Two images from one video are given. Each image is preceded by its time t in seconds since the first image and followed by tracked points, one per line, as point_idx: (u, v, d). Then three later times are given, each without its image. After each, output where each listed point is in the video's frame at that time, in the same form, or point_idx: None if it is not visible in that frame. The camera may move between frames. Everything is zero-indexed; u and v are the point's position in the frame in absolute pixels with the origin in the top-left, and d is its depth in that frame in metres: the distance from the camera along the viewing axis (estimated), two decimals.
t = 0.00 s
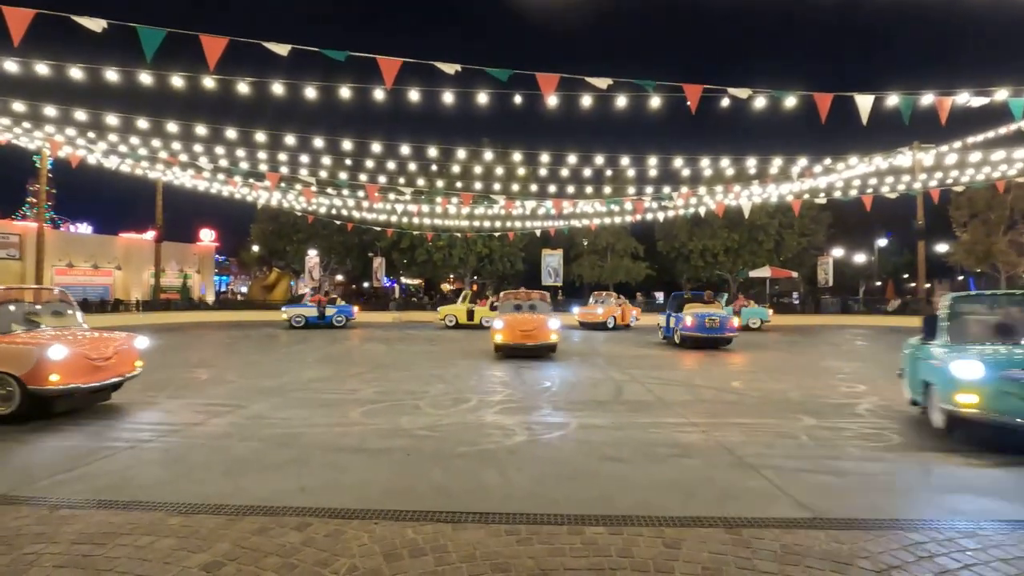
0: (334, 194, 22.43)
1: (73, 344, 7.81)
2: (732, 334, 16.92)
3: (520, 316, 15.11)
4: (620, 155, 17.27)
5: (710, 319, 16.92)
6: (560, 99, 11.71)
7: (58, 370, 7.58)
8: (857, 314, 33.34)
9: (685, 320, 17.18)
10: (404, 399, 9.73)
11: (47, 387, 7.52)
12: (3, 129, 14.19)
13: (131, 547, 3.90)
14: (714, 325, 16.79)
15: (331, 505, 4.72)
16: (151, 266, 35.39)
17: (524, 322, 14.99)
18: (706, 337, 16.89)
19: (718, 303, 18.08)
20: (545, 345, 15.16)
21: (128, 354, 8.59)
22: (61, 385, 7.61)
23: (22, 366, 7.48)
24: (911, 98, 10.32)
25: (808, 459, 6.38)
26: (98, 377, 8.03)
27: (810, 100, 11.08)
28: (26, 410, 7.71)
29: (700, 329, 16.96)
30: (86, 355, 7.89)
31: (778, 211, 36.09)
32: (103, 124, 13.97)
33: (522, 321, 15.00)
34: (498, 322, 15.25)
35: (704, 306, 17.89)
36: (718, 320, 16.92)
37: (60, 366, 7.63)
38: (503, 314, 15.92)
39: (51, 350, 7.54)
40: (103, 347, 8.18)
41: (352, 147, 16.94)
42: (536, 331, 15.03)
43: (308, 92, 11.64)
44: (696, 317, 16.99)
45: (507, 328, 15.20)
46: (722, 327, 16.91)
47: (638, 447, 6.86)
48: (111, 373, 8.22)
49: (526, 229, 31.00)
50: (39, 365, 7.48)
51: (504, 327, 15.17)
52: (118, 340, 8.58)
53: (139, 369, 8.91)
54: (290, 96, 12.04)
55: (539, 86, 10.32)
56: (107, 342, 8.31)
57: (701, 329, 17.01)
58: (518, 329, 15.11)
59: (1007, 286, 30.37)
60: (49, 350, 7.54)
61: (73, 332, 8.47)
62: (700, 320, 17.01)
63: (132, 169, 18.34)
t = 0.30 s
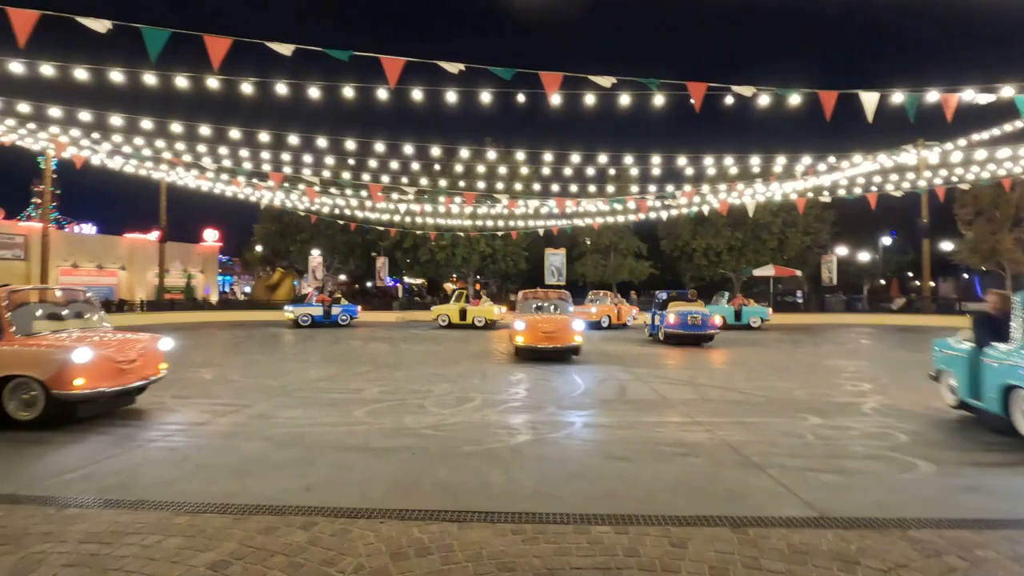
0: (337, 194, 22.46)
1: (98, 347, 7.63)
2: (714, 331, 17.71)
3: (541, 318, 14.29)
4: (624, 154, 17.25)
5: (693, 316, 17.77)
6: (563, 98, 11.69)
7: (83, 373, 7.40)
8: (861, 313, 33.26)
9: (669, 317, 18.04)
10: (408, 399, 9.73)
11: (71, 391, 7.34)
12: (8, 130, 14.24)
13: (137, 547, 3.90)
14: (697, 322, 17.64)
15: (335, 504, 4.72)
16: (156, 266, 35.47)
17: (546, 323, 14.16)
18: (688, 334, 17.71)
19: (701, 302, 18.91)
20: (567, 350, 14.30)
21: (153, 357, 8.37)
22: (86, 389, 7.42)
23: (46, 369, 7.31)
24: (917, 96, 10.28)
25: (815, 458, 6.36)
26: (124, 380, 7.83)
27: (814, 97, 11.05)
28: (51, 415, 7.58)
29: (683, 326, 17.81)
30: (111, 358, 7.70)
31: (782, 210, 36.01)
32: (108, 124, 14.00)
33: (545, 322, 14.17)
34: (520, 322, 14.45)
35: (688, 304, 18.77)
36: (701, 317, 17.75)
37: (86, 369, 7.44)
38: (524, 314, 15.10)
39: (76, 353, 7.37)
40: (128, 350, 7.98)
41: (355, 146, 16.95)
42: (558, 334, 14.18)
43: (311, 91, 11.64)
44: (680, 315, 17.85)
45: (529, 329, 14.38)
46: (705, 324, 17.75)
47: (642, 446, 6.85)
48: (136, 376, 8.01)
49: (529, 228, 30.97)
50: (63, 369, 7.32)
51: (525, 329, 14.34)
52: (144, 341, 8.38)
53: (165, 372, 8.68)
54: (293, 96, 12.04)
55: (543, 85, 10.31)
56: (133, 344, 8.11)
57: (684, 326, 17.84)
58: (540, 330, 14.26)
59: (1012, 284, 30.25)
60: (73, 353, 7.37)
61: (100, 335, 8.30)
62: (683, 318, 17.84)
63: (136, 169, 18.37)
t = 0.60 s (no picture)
0: (340, 195, 22.49)
1: (141, 348, 7.58)
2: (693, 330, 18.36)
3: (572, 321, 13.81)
4: (626, 154, 17.24)
5: (671, 316, 18.43)
6: (566, 98, 11.68)
7: (129, 376, 7.35)
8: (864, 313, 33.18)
9: (648, 318, 18.65)
10: (411, 399, 9.74)
11: (117, 393, 7.29)
12: (12, 131, 14.29)
13: (142, 546, 3.91)
14: (675, 322, 18.26)
15: (339, 504, 4.72)
16: (159, 266, 35.54)
17: (576, 326, 13.74)
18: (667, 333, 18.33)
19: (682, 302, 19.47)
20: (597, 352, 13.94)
21: (192, 357, 8.32)
22: (131, 391, 7.38)
23: (92, 371, 7.25)
24: (921, 96, 10.26)
25: (819, 458, 6.34)
26: (167, 381, 7.79)
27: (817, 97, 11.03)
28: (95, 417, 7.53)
29: (662, 326, 18.45)
30: (154, 359, 7.67)
31: (785, 210, 35.93)
32: (112, 125, 14.03)
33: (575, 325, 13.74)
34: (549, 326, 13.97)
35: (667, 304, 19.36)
36: (679, 317, 18.37)
37: (131, 371, 7.40)
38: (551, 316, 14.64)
39: (121, 355, 7.32)
40: (169, 350, 7.94)
41: (358, 147, 16.96)
42: (589, 337, 13.77)
43: (314, 92, 11.66)
44: (658, 315, 18.47)
45: (558, 333, 13.89)
46: (683, 323, 18.37)
47: (645, 446, 6.84)
48: (177, 377, 7.97)
49: (531, 228, 30.94)
50: (109, 371, 7.27)
51: (555, 331, 13.89)
52: (181, 342, 8.32)
53: (202, 373, 8.63)
54: (297, 97, 12.06)
55: (546, 85, 10.31)
56: (174, 345, 8.07)
57: (663, 325, 18.46)
58: (570, 334, 13.78)
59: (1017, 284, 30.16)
60: (119, 355, 7.31)
61: (139, 336, 8.25)
62: (662, 318, 18.49)
63: (140, 171, 18.43)
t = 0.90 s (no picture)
0: (343, 195, 22.51)
1: (197, 348, 7.49)
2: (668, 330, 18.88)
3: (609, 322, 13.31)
4: (628, 155, 17.23)
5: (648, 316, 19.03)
6: (568, 99, 11.67)
7: (188, 377, 7.25)
8: (867, 313, 33.14)
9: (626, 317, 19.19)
10: (414, 399, 9.74)
11: (177, 395, 7.20)
12: (16, 133, 14.35)
13: (146, 546, 3.91)
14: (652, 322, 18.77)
15: (341, 505, 4.72)
16: (163, 267, 35.62)
17: (612, 329, 13.23)
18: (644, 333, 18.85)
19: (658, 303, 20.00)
20: (634, 355, 13.41)
21: (241, 358, 8.22)
22: (190, 392, 7.28)
23: (153, 373, 7.16)
24: (925, 95, 10.23)
25: (821, 459, 6.34)
26: (221, 382, 7.70)
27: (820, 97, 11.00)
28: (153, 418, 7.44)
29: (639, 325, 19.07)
30: (210, 359, 7.57)
31: (788, 210, 35.87)
32: (115, 126, 14.07)
33: (612, 327, 13.23)
34: (585, 328, 13.48)
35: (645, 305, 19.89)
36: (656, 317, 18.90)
37: (190, 373, 7.30)
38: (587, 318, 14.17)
39: (181, 356, 7.21)
40: (221, 351, 7.83)
41: (360, 148, 16.98)
42: (625, 339, 13.24)
43: (317, 93, 11.67)
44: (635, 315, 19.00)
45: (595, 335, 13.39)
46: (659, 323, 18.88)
47: (648, 447, 6.84)
48: (229, 378, 7.88)
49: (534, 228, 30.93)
50: (169, 372, 7.17)
51: (592, 334, 13.39)
52: (230, 343, 8.22)
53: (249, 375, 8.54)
54: (299, 97, 12.07)
55: (548, 86, 10.30)
56: (225, 346, 7.97)
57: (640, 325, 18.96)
58: (607, 336, 13.27)
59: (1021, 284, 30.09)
60: (178, 356, 7.21)
61: (188, 337, 8.12)
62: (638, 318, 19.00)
63: (144, 172, 18.49)
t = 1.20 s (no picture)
0: (346, 197, 22.56)
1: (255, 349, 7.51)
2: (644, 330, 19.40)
3: (653, 324, 13.09)
4: (632, 155, 17.23)
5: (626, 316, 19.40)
6: (572, 100, 11.67)
7: (246, 378, 7.28)
8: (871, 314, 33.03)
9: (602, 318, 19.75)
10: (417, 400, 9.77)
11: (237, 396, 7.23)
12: (22, 136, 14.43)
13: (152, 546, 3.93)
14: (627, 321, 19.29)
15: (345, 506, 4.72)
16: (167, 269, 35.74)
17: (656, 330, 13.04)
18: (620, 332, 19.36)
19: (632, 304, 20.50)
20: (678, 358, 13.19)
21: (290, 359, 8.26)
22: (249, 393, 7.31)
23: (214, 374, 7.17)
24: (929, 95, 10.21)
25: (827, 460, 6.33)
26: (275, 383, 7.73)
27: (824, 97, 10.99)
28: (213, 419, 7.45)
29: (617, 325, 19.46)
30: (266, 360, 7.59)
31: (792, 211, 35.80)
32: (120, 130, 14.12)
33: (656, 329, 13.05)
34: (628, 330, 13.27)
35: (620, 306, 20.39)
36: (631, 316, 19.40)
37: (248, 374, 7.32)
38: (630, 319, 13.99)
39: (241, 357, 7.23)
40: (275, 352, 7.85)
41: (364, 150, 17.01)
42: (670, 341, 13.04)
43: (321, 95, 11.71)
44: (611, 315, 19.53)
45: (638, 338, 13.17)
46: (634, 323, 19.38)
47: (652, 448, 6.84)
48: (282, 379, 7.91)
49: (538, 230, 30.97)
50: (229, 373, 7.19)
51: (635, 337, 13.16)
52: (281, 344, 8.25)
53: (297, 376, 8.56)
54: (303, 100, 12.11)
55: (551, 87, 10.30)
56: (277, 346, 7.98)
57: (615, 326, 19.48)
58: (652, 339, 13.05)
59: None
60: (238, 356, 7.22)
61: (238, 338, 8.11)
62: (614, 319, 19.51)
63: (149, 174, 18.57)
